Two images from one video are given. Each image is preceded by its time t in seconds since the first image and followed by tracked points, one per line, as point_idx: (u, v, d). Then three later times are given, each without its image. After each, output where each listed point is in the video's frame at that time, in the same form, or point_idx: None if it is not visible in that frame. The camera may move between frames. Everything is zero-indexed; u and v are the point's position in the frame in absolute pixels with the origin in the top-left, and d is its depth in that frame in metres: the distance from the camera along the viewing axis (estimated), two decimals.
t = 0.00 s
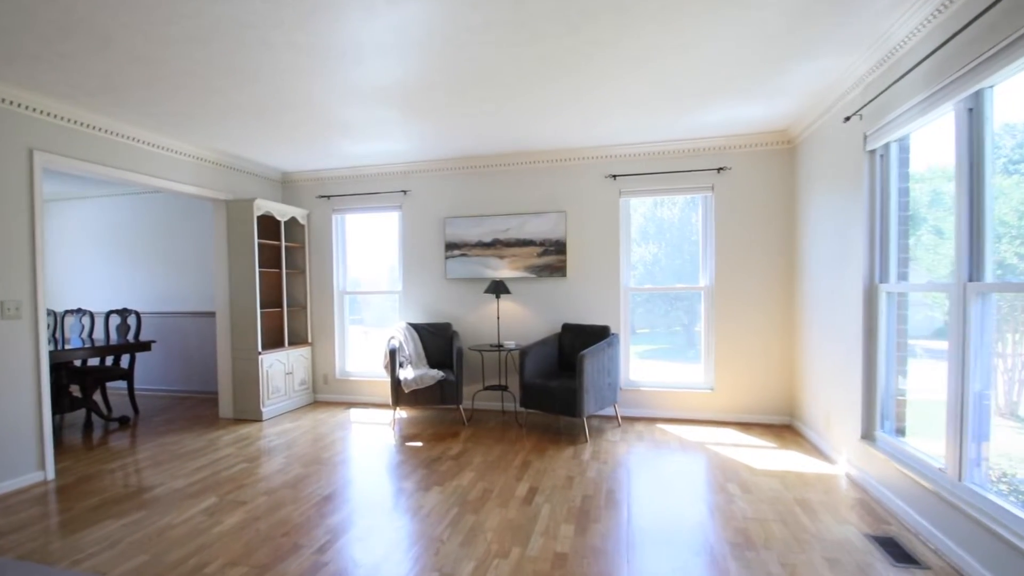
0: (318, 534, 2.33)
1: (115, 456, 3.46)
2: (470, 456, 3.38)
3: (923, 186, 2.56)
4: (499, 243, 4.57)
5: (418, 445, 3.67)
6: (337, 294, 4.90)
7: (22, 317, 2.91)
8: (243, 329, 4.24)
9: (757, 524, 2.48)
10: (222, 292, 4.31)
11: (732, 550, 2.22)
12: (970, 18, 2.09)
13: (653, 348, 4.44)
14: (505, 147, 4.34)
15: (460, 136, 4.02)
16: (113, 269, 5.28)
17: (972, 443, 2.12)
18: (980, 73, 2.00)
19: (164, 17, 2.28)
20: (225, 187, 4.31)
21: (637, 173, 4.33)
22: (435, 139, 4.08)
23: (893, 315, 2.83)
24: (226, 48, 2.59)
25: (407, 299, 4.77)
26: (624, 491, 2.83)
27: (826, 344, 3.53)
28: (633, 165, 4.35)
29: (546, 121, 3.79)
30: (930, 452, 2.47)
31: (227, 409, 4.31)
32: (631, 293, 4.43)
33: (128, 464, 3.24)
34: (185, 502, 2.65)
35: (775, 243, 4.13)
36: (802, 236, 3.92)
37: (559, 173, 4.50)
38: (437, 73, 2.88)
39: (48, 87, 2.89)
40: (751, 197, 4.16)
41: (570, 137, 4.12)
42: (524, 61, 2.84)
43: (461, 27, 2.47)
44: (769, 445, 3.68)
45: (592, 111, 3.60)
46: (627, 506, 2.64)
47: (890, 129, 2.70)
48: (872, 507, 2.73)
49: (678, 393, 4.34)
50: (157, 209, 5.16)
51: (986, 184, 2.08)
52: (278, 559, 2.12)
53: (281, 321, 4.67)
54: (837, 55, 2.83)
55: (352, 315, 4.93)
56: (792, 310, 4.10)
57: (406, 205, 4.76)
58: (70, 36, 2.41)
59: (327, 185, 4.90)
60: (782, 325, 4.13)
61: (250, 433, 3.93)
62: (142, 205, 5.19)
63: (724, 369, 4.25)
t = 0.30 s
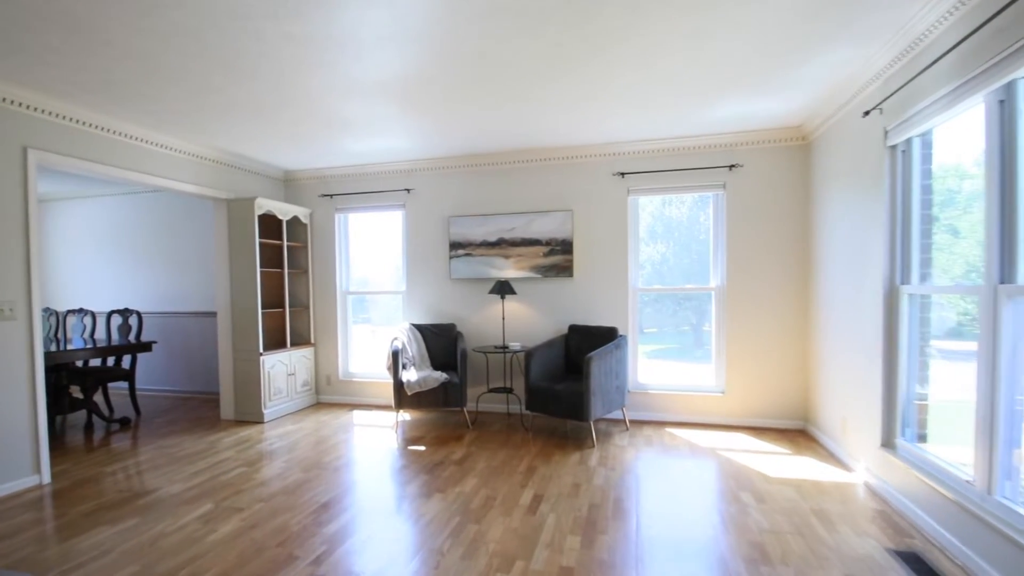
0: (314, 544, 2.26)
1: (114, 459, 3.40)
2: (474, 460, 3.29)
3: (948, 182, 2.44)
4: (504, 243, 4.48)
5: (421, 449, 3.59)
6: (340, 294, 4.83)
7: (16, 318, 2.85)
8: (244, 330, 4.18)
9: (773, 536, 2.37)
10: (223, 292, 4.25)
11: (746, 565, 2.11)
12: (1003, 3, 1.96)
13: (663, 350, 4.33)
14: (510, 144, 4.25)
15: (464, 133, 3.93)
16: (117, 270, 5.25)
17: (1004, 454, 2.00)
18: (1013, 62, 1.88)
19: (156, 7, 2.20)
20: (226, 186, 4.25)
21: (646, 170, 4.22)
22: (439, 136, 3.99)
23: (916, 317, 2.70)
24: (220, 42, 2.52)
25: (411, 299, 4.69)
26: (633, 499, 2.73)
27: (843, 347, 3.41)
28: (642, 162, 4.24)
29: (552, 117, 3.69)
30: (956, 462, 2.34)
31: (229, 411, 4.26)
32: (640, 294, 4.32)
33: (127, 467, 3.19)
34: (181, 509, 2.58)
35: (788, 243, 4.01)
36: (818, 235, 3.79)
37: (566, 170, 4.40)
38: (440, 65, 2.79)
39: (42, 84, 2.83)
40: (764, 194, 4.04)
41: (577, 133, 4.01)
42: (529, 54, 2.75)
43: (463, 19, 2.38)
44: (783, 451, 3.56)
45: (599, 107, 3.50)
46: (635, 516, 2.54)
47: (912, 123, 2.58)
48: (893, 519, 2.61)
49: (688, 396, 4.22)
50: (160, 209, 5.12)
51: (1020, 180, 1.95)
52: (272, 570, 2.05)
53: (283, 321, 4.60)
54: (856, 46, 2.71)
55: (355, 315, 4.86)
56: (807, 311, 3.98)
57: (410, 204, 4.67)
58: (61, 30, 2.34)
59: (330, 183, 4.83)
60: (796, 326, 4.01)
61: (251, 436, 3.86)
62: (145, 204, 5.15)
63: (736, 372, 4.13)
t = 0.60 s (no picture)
0: (310, 554, 2.17)
1: (111, 461, 3.34)
2: (478, 466, 3.20)
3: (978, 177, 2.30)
4: (510, 241, 4.37)
5: (424, 453, 3.50)
6: (343, 294, 4.76)
7: (10, 318, 2.80)
8: (245, 330, 4.11)
9: (791, 551, 2.25)
10: (224, 292, 4.19)
11: None
12: None
13: (673, 352, 4.20)
14: (516, 140, 4.14)
15: (469, 129, 3.83)
16: (121, 268, 5.22)
17: None
18: None
19: None
20: (228, 184, 4.21)
21: (656, 167, 4.10)
22: (442, 133, 3.90)
23: (941, 320, 2.56)
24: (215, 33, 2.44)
25: (415, 299, 4.60)
26: (642, 509, 2.62)
27: (862, 350, 3.27)
28: (651, 158, 4.12)
29: (559, 112, 3.58)
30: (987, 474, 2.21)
31: (230, 412, 4.19)
32: (650, 294, 4.20)
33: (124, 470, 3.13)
34: (175, 515, 2.51)
35: (804, 241, 3.87)
36: (835, 233, 3.65)
37: (574, 167, 4.28)
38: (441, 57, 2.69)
39: (39, 79, 2.81)
40: (779, 192, 3.90)
41: (585, 129, 3.90)
42: (534, 45, 2.64)
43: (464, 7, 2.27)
44: (798, 458, 3.43)
45: (608, 101, 3.39)
46: (645, 527, 2.44)
47: (938, 116, 2.44)
48: (918, 533, 2.47)
49: (699, 400, 4.09)
50: (164, 207, 5.08)
51: None
52: None
53: (285, 321, 4.53)
54: (879, 34, 2.57)
55: (359, 315, 4.78)
56: (823, 312, 3.84)
57: (414, 202, 4.58)
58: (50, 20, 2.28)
59: (333, 181, 4.75)
60: (812, 328, 3.87)
61: (251, 438, 3.79)
62: (148, 202, 5.11)
63: (749, 375, 3.99)
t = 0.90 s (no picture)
0: (303, 566, 2.08)
1: (107, 464, 3.26)
2: (482, 472, 3.09)
3: (1011, 171, 2.16)
4: (516, 240, 4.26)
5: (426, 457, 3.40)
6: (346, 293, 4.67)
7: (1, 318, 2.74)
8: (246, 330, 4.04)
9: (811, 567, 2.12)
10: (225, 291, 4.11)
11: None
12: None
13: (683, 354, 4.07)
14: (522, 136, 4.03)
15: (473, 123, 3.72)
16: (124, 267, 5.17)
17: None
18: None
19: None
20: (229, 182, 4.14)
21: (666, 163, 3.97)
22: (446, 128, 3.79)
23: (970, 324, 2.42)
24: (205, 22, 2.35)
25: (419, 299, 4.51)
26: (652, 519, 2.50)
27: (882, 354, 3.13)
28: (662, 154, 3.99)
29: (566, 106, 3.46)
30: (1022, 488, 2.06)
31: (230, 413, 4.11)
32: (660, 295, 4.08)
33: (120, 474, 3.06)
34: (167, 522, 2.43)
35: (821, 240, 3.73)
36: (854, 231, 3.51)
37: (581, 164, 4.16)
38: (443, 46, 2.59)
39: (33, 73, 2.77)
40: (794, 188, 3.76)
41: (592, 124, 3.78)
42: (540, 35, 2.53)
43: None
44: (815, 466, 3.29)
45: (616, 94, 3.26)
46: (655, 539, 2.32)
47: (967, 106, 2.30)
48: (946, 548, 2.33)
49: (711, 404, 3.95)
50: (167, 205, 5.02)
51: None
52: None
53: (286, 321, 4.46)
54: (904, 21, 2.43)
55: (362, 316, 4.70)
56: (840, 313, 3.70)
57: (418, 200, 4.49)
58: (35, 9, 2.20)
59: (336, 179, 4.67)
60: (828, 329, 3.73)
61: (250, 440, 3.70)
62: (149, 201, 5.06)
63: (763, 379, 3.86)
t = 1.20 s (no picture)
0: None
1: (101, 467, 3.18)
2: (484, 478, 2.98)
3: None
4: (521, 238, 4.14)
5: (427, 462, 3.29)
6: (348, 293, 4.58)
7: None
8: (245, 331, 3.95)
9: None
10: (223, 290, 4.03)
11: None
12: None
13: (694, 357, 3.93)
14: (527, 131, 3.91)
15: (476, 118, 3.61)
16: (126, 266, 5.12)
17: None
18: None
19: None
20: (229, 179, 4.06)
21: (676, 159, 3.83)
22: (448, 123, 3.69)
23: (1001, 327, 2.29)
24: (194, 12, 2.26)
25: (422, 298, 4.41)
26: (663, 532, 2.38)
27: (904, 358, 2.98)
28: (672, 150, 3.86)
29: (572, 100, 3.34)
30: None
31: (228, 415, 4.03)
32: (670, 295, 3.94)
33: (113, 478, 2.98)
34: (156, 531, 2.34)
35: (838, 238, 3.58)
36: (873, 229, 3.36)
37: (588, 160, 4.04)
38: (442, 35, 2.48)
39: (23, 66, 2.70)
40: (810, 185, 3.62)
41: (600, 118, 3.66)
42: (544, 23, 2.40)
43: None
44: (833, 475, 3.15)
45: (624, 87, 3.14)
46: (665, 552, 2.20)
47: (1000, 95, 2.15)
48: (976, 566, 2.19)
49: (723, 409, 3.81)
50: (168, 203, 4.96)
51: None
52: None
53: (286, 322, 4.37)
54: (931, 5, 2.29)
55: (363, 316, 4.60)
56: (858, 314, 3.55)
57: (421, 197, 4.39)
58: None
59: (337, 176, 4.57)
60: (846, 331, 3.59)
61: (247, 444, 3.62)
62: (150, 199, 5.01)
63: (777, 383, 3.72)
